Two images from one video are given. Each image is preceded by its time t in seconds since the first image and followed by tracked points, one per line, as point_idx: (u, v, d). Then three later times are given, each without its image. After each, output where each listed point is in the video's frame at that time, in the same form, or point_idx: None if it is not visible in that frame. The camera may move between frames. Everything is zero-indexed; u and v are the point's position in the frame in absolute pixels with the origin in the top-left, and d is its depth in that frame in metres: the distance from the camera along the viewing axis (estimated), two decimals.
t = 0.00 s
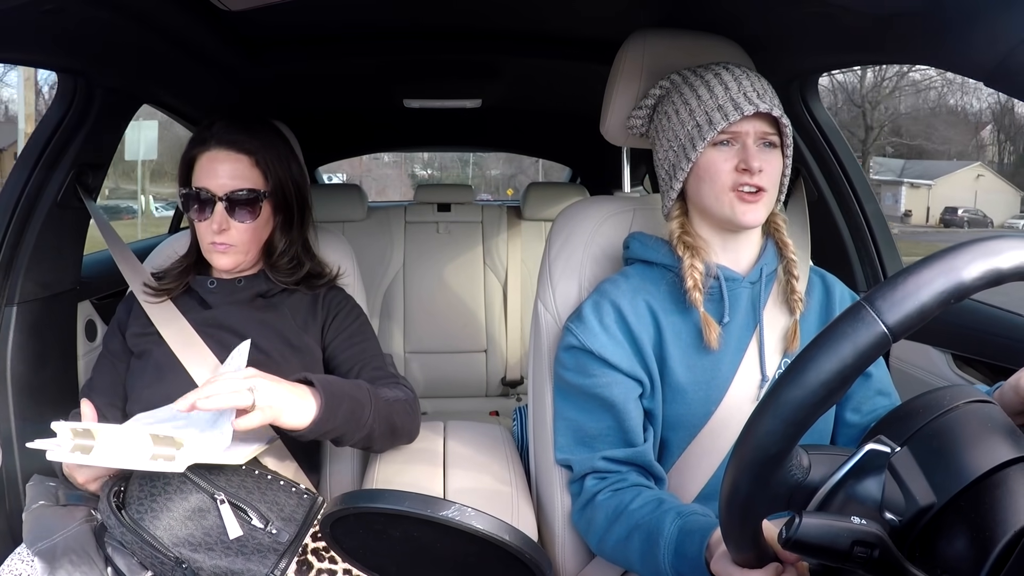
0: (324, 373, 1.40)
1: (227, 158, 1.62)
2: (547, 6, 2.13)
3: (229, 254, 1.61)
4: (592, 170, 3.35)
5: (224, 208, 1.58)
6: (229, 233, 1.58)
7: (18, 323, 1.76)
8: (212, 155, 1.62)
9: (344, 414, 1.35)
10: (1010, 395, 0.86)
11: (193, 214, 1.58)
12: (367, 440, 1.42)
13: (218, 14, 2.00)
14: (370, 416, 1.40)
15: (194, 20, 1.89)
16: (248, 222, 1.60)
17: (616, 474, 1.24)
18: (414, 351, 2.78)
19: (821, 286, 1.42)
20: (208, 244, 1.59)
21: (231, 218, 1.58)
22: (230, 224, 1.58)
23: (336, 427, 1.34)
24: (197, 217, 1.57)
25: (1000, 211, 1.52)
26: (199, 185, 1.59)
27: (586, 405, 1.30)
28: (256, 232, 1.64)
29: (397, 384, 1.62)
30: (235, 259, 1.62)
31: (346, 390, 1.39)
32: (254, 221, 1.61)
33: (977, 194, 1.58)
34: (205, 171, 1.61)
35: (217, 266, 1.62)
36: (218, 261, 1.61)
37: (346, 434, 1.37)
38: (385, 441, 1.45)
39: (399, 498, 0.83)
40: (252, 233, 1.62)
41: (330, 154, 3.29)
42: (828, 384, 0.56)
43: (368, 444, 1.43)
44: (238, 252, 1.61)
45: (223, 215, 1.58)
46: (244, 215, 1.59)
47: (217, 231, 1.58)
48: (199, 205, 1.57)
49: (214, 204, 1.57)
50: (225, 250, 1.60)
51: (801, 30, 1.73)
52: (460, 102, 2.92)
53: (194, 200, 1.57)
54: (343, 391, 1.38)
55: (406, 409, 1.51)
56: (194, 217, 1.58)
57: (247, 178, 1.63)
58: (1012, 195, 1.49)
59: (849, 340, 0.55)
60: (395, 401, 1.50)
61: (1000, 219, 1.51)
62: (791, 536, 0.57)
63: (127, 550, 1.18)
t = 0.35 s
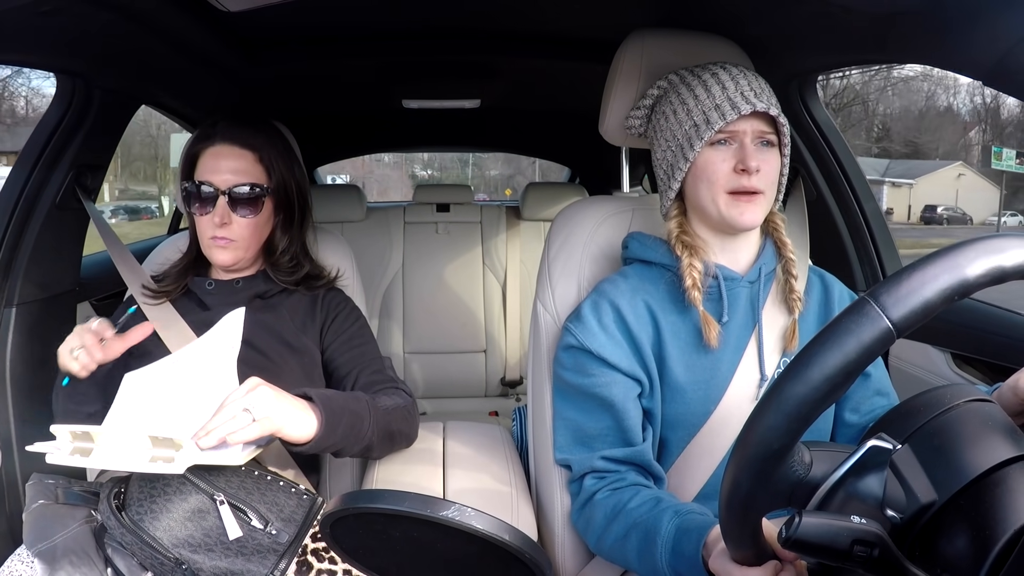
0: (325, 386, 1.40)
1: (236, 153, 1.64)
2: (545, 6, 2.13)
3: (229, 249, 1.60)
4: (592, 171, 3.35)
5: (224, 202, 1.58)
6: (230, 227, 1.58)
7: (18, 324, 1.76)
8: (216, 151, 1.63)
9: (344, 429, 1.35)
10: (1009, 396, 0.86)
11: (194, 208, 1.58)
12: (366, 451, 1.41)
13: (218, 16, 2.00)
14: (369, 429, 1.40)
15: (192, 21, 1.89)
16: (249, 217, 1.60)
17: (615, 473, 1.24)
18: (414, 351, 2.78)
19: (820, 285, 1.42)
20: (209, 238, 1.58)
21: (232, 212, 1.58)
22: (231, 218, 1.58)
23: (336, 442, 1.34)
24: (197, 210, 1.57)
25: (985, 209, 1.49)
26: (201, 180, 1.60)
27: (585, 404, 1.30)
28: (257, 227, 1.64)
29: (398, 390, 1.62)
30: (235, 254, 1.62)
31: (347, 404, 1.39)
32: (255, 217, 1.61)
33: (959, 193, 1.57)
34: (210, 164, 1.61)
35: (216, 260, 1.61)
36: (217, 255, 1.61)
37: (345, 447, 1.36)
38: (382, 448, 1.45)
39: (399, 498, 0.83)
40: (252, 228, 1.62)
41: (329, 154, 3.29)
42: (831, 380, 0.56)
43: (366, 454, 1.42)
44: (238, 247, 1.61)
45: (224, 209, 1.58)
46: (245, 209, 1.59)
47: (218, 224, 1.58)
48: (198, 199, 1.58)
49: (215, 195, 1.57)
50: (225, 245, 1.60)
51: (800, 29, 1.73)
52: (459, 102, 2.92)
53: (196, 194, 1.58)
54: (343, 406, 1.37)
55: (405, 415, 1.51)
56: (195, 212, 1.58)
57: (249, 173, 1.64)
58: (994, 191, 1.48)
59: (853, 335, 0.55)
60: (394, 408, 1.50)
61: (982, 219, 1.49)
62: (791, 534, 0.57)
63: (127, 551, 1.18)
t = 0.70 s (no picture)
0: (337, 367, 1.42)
1: (241, 147, 1.66)
2: (545, 6, 2.12)
3: (229, 239, 1.59)
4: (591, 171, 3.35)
5: (227, 190, 1.58)
6: (231, 215, 1.59)
7: (18, 325, 1.76)
8: (225, 142, 1.65)
9: (354, 410, 1.38)
10: (1008, 395, 0.86)
11: (194, 198, 1.58)
12: (375, 438, 1.44)
13: (217, 16, 2.00)
14: (379, 413, 1.43)
15: (192, 21, 1.88)
16: (251, 208, 1.60)
17: (615, 473, 1.24)
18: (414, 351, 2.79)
19: (820, 285, 1.42)
20: (209, 228, 1.58)
21: (233, 201, 1.59)
22: (232, 206, 1.59)
23: (348, 422, 1.36)
24: (199, 202, 1.57)
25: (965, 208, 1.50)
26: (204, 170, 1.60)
27: (585, 403, 1.30)
28: (258, 218, 1.63)
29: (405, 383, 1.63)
30: (235, 244, 1.60)
31: (359, 386, 1.41)
32: (256, 208, 1.62)
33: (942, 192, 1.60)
34: (216, 155, 1.63)
35: (216, 251, 1.60)
36: (216, 246, 1.59)
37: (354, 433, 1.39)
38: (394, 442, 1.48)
39: (399, 499, 0.83)
40: (253, 218, 1.62)
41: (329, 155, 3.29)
42: (830, 380, 0.56)
43: (375, 441, 1.44)
44: (239, 237, 1.60)
45: (226, 198, 1.58)
46: (246, 198, 1.60)
47: (220, 213, 1.58)
48: (198, 193, 1.58)
49: (217, 187, 1.57)
50: (224, 234, 1.59)
51: (799, 28, 1.73)
52: (458, 102, 2.92)
53: (197, 186, 1.58)
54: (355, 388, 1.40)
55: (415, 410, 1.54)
56: (195, 204, 1.58)
57: (251, 165, 1.65)
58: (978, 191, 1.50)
59: (853, 333, 0.55)
60: (405, 399, 1.53)
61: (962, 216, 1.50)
62: (791, 533, 0.57)
63: (127, 552, 1.18)
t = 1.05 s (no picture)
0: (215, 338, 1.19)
1: (241, 148, 1.66)
2: (545, 6, 2.13)
3: (226, 238, 1.59)
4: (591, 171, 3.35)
5: (224, 190, 1.59)
6: (228, 215, 1.59)
7: (18, 327, 1.76)
8: (225, 143, 1.66)
9: (255, 379, 1.20)
10: (1007, 395, 0.86)
11: (194, 198, 1.59)
12: (290, 395, 1.32)
13: (217, 17, 2.00)
14: (287, 375, 1.28)
15: (191, 22, 1.89)
16: (249, 210, 1.61)
17: (616, 473, 1.24)
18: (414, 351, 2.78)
19: (820, 284, 1.42)
20: (206, 228, 1.58)
21: (230, 201, 1.60)
22: (229, 206, 1.59)
23: (260, 396, 1.21)
24: (197, 202, 1.59)
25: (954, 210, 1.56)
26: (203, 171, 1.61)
27: (586, 403, 1.30)
28: (257, 220, 1.64)
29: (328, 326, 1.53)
30: (233, 245, 1.60)
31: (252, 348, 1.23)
32: (254, 208, 1.62)
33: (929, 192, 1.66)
34: (217, 156, 1.63)
35: (213, 251, 1.60)
36: (214, 245, 1.59)
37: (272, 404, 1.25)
38: (315, 390, 1.39)
39: (400, 499, 0.83)
40: (251, 219, 1.62)
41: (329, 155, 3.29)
42: (832, 377, 0.56)
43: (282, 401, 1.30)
44: (235, 237, 1.60)
45: (223, 198, 1.59)
46: (245, 199, 1.60)
47: (217, 212, 1.59)
48: (197, 195, 1.59)
49: (215, 188, 1.59)
50: (222, 234, 1.59)
51: (798, 27, 1.73)
52: (458, 102, 2.92)
53: (196, 188, 1.60)
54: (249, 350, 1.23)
55: (335, 351, 1.45)
56: (195, 205, 1.60)
57: (250, 166, 1.66)
58: (964, 191, 1.56)
59: (855, 332, 0.55)
60: (311, 352, 1.38)
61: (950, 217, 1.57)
62: (792, 532, 0.57)
63: (128, 553, 1.18)
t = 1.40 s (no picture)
0: (212, 357, 1.18)
1: (237, 149, 1.66)
2: (544, 6, 2.13)
3: (222, 241, 1.60)
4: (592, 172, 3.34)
5: (219, 192, 1.59)
6: (224, 217, 1.59)
7: (19, 326, 1.76)
8: (221, 144, 1.65)
9: (262, 395, 1.18)
10: (1011, 385, 0.86)
11: (188, 199, 1.59)
12: (296, 408, 1.30)
13: (217, 17, 2.00)
14: (292, 389, 1.26)
15: (191, 22, 1.89)
16: (245, 210, 1.61)
17: (616, 473, 1.24)
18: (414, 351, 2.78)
19: (821, 283, 1.42)
20: (202, 230, 1.59)
21: (225, 202, 1.59)
22: (224, 208, 1.59)
23: (265, 410, 1.18)
24: (195, 203, 1.59)
25: (941, 210, 1.65)
26: (199, 172, 1.61)
27: (586, 403, 1.30)
28: (252, 221, 1.64)
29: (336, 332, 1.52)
30: (228, 247, 1.61)
31: (252, 364, 1.21)
32: (249, 210, 1.62)
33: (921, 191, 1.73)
34: (213, 157, 1.63)
35: (209, 253, 1.60)
36: (209, 247, 1.60)
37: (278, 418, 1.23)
38: (322, 401, 1.37)
39: (400, 500, 0.83)
40: (246, 222, 1.62)
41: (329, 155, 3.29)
42: (823, 386, 0.55)
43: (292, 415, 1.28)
44: (232, 238, 1.60)
45: (218, 200, 1.59)
46: (240, 200, 1.60)
47: (212, 214, 1.59)
48: (193, 195, 1.59)
49: (211, 189, 1.58)
50: (218, 236, 1.59)
51: (798, 27, 1.73)
52: (458, 102, 2.92)
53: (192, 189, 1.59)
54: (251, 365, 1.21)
55: (343, 359, 1.45)
56: (190, 207, 1.60)
57: (246, 167, 1.66)
58: (953, 192, 1.62)
59: (845, 340, 0.54)
60: (320, 362, 1.38)
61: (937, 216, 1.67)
62: (791, 533, 0.57)
63: (128, 553, 1.18)
